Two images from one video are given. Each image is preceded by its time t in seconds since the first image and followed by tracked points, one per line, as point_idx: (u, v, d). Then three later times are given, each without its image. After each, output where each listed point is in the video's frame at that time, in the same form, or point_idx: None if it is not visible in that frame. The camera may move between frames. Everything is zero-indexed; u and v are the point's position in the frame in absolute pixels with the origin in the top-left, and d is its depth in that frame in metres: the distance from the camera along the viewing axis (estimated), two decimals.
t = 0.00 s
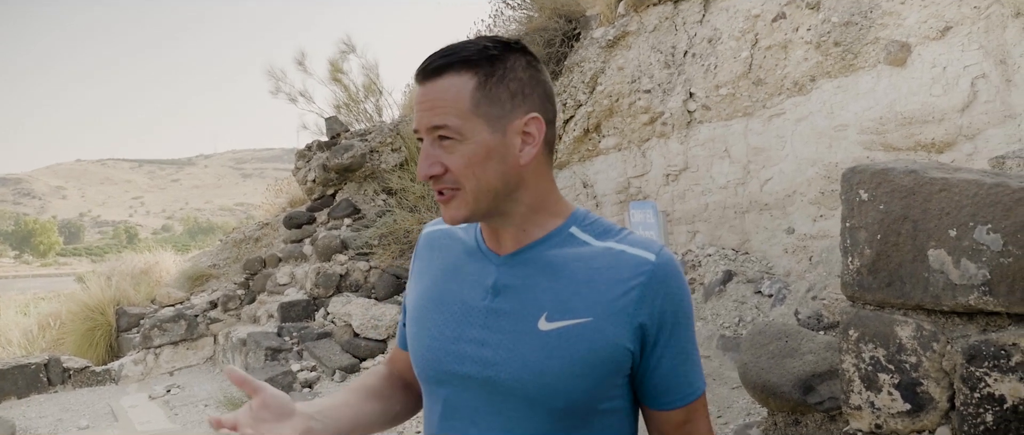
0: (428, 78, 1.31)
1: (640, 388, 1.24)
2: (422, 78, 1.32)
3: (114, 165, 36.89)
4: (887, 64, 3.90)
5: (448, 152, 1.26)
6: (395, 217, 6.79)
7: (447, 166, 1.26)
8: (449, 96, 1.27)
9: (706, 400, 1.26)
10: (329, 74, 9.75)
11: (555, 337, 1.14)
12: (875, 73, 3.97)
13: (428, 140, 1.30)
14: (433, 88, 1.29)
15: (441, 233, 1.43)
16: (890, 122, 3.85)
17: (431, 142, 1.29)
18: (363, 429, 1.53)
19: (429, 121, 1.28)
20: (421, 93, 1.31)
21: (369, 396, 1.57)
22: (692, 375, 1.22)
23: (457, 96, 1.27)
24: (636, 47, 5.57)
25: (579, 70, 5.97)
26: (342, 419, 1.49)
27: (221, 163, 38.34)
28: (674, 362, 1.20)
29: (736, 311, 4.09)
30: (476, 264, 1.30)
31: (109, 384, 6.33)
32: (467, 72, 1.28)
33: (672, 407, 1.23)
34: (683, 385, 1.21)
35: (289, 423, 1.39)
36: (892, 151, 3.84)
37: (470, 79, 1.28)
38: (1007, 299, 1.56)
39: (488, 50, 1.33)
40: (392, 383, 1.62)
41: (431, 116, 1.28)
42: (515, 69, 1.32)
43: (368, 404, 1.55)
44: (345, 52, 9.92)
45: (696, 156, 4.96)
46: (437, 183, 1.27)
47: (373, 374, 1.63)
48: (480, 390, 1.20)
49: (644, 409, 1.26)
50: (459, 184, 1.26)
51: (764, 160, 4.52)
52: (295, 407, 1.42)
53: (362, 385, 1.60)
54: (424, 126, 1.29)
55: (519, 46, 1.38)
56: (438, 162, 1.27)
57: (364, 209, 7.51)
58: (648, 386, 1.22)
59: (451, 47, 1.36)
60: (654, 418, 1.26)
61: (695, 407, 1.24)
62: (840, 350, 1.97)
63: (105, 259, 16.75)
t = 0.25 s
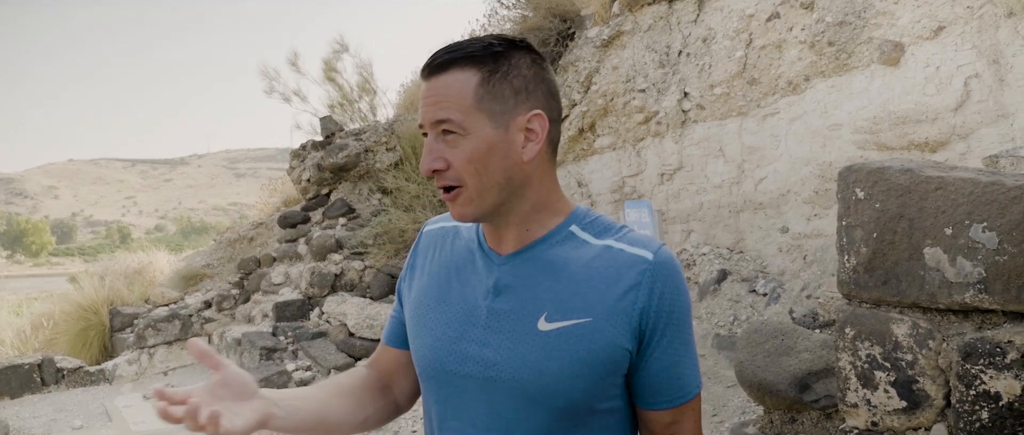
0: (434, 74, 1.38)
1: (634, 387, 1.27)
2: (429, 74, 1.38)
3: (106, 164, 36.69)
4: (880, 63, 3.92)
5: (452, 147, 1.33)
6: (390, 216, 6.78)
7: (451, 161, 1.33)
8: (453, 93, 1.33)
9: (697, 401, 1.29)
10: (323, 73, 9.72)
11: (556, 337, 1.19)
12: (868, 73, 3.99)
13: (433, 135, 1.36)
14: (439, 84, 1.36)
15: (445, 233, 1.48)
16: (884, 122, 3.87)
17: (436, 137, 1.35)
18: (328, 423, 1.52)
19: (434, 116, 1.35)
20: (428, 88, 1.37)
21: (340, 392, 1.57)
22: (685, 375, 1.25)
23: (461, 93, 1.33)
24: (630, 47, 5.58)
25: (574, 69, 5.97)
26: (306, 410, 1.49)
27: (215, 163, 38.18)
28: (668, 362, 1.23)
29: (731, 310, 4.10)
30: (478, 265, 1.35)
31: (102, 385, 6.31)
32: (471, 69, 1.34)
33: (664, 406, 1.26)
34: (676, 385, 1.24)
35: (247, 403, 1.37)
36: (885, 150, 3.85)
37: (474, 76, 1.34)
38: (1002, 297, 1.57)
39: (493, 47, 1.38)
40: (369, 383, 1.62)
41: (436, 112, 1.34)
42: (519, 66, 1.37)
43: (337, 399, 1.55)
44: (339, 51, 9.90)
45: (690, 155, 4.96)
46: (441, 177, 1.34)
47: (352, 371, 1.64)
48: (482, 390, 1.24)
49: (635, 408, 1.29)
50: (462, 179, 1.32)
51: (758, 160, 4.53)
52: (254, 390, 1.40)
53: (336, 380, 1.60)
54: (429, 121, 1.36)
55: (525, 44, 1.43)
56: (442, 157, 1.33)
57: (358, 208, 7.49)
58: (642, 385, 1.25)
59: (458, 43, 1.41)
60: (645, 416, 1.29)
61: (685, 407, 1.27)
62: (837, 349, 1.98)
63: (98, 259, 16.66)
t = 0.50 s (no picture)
0: (452, 68, 1.40)
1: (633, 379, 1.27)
2: (447, 67, 1.41)
3: (100, 164, 36.55)
4: (875, 64, 3.95)
5: (470, 139, 1.36)
6: (386, 216, 6.73)
7: (469, 153, 1.35)
8: (473, 86, 1.36)
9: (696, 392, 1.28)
10: (319, 73, 9.72)
11: (558, 331, 1.20)
12: (864, 74, 4.01)
13: (451, 127, 1.39)
14: (458, 77, 1.38)
15: (451, 229, 1.51)
16: (879, 123, 3.90)
17: (454, 129, 1.38)
18: (324, 414, 1.54)
19: (452, 109, 1.37)
20: (447, 81, 1.40)
21: (338, 385, 1.59)
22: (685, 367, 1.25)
23: (480, 86, 1.36)
24: (627, 47, 5.60)
25: (570, 70, 6.00)
26: (302, 399, 1.52)
27: (209, 163, 38.05)
28: (667, 354, 1.23)
29: (727, 309, 4.12)
30: (483, 260, 1.37)
31: (98, 384, 6.32)
32: (489, 62, 1.37)
33: (662, 398, 1.25)
34: (676, 376, 1.24)
35: (241, 391, 1.41)
36: (881, 150, 3.87)
37: (492, 68, 1.36)
38: (999, 296, 1.58)
39: (510, 41, 1.41)
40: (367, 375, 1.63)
41: (455, 105, 1.37)
42: (536, 61, 1.40)
43: (333, 390, 1.58)
44: (335, 51, 9.89)
45: (686, 156, 4.99)
46: (459, 169, 1.37)
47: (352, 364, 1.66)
48: (484, 383, 1.26)
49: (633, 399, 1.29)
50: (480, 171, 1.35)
51: (753, 160, 4.56)
52: (246, 377, 1.44)
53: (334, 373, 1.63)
54: (448, 113, 1.38)
55: (539, 41, 1.46)
56: (461, 149, 1.36)
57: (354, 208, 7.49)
58: (641, 377, 1.25)
59: (475, 38, 1.44)
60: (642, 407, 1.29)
61: (684, 399, 1.27)
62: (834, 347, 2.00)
63: (92, 259, 16.58)
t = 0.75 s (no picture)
0: (445, 70, 1.42)
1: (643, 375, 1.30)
2: (441, 69, 1.43)
3: (94, 164, 36.40)
4: (871, 64, 3.97)
5: (459, 141, 1.37)
6: (383, 216, 6.71)
7: (458, 154, 1.37)
8: (463, 89, 1.38)
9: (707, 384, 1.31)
10: (315, 73, 9.70)
11: (561, 329, 1.21)
12: (860, 74, 4.03)
13: (443, 129, 1.41)
14: (450, 80, 1.40)
15: (452, 228, 1.51)
16: (876, 123, 3.91)
17: (445, 131, 1.40)
18: (327, 402, 1.55)
19: (443, 111, 1.39)
20: (440, 83, 1.42)
21: (345, 375, 1.61)
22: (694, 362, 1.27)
23: (471, 88, 1.37)
24: (623, 47, 5.62)
25: (567, 70, 6.01)
26: (307, 386, 1.53)
27: (203, 163, 37.94)
28: (672, 350, 1.25)
29: (724, 309, 4.13)
30: (484, 258, 1.38)
31: (94, 384, 6.31)
32: (481, 65, 1.38)
33: (675, 393, 1.28)
34: (685, 372, 1.26)
35: (246, 374, 1.43)
36: (877, 150, 3.90)
37: (484, 71, 1.37)
38: (998, 293, 1.59)
39: (503, 44, 1.42)
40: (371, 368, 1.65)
41: (445, 107, 1.39)
42: (528, 63, 1.40)
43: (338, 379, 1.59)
44: (331, 50, 9.88)
45: (683, 155, 5.00)
46: (449, 171, 1.39)
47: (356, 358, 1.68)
48: (488, 381, 1.27)
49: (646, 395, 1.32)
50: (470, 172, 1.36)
51: (750, 160, 4.57)
52: (251, 360, 1.46)
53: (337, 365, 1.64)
54: (439, 115, 1.40)
55: (534, 42, 1.46)
56: (452, 151, 1.38)
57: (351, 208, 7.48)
58: (651, 373, 1.27)
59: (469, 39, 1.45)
60: (656, 404, 1.32)
61: (697, 391, 1.30)
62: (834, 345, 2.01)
63: (85, 260, 16.50)
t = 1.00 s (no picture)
0: (477, 61, 1.37)
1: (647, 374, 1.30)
2: (472, 61, 1.37)
3: (88, 164, 36.25)
4: (868, 64, 3.99)
5: (488, 139, 1.33)
6: (380, 215, 6.70)
7: (486, 152, 1.33)
8: (499, 85, 1.33)
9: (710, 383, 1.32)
10: (312, 72, 9.69)
11: (563, 328, 1.21)
12: (857, 74, 4.05)
13: (469, 124, 1.36)
14: (484, 74, 1.35)
15: (452, 227, 1.51)
16: (872, 122, 3.93)
17: (473, 126, 1.35)
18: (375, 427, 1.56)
19: (473, 105, 1.34)
20: (470, 75, 1.36)
21: (378, 398, 1.61)
22: (696, 361, 1.28)
23: (507, 86, 1.33)
24: (621, 47, 5.63)
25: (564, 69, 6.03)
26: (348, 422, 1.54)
27: (198, 162, 37.83)
28: (674, 349, 1.26)
29: (721, 308, 4.15)
30: (486, 257, 1.38)
31: (92, 384, 6.31)
32: (518, 64, 1.35)
33: (675, 392, 1.29)
34: (687, 371, 1.27)
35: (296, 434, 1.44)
36: (874, 150, 3.91)
37: (520, 70, 1.34)
38: (997, 291, 1.60)
39: (538, 44, 1.40)
40: (400, 381, 1.65)
41: (477, 102, 1.34)
42: (559, 68, 1.40)
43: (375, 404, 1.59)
44: (327, 50, 9.86)
45: (680, 155, 5.02)
46: (472, 167, 1.34)
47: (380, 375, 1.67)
48: (491, 380, 1.27)
49: (649, 394, 1.33)
50: (496, 172, 1.33)
51: (747, 159, 4.59)
52: (296, 415, 1.47)
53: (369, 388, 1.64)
54: (468, 109, 1.35)
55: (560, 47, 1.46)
56: (480, 148, 1.33)
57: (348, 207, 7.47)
58: (654, 372, 1.28)
59: (500, 33, 1.41)
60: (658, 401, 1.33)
61: (698, 389, 1.30)
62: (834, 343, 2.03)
63: (79, 260, 16.42)
